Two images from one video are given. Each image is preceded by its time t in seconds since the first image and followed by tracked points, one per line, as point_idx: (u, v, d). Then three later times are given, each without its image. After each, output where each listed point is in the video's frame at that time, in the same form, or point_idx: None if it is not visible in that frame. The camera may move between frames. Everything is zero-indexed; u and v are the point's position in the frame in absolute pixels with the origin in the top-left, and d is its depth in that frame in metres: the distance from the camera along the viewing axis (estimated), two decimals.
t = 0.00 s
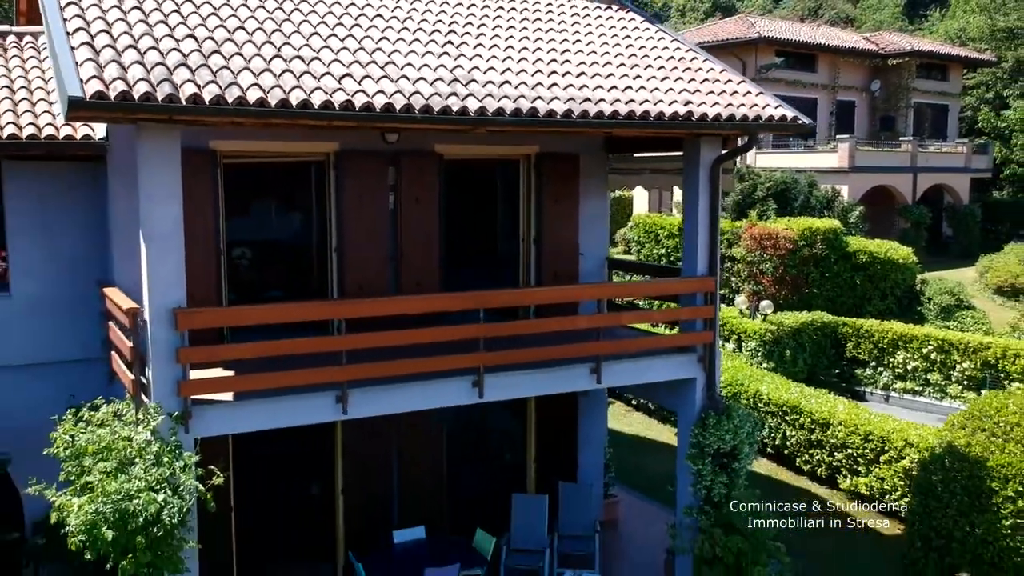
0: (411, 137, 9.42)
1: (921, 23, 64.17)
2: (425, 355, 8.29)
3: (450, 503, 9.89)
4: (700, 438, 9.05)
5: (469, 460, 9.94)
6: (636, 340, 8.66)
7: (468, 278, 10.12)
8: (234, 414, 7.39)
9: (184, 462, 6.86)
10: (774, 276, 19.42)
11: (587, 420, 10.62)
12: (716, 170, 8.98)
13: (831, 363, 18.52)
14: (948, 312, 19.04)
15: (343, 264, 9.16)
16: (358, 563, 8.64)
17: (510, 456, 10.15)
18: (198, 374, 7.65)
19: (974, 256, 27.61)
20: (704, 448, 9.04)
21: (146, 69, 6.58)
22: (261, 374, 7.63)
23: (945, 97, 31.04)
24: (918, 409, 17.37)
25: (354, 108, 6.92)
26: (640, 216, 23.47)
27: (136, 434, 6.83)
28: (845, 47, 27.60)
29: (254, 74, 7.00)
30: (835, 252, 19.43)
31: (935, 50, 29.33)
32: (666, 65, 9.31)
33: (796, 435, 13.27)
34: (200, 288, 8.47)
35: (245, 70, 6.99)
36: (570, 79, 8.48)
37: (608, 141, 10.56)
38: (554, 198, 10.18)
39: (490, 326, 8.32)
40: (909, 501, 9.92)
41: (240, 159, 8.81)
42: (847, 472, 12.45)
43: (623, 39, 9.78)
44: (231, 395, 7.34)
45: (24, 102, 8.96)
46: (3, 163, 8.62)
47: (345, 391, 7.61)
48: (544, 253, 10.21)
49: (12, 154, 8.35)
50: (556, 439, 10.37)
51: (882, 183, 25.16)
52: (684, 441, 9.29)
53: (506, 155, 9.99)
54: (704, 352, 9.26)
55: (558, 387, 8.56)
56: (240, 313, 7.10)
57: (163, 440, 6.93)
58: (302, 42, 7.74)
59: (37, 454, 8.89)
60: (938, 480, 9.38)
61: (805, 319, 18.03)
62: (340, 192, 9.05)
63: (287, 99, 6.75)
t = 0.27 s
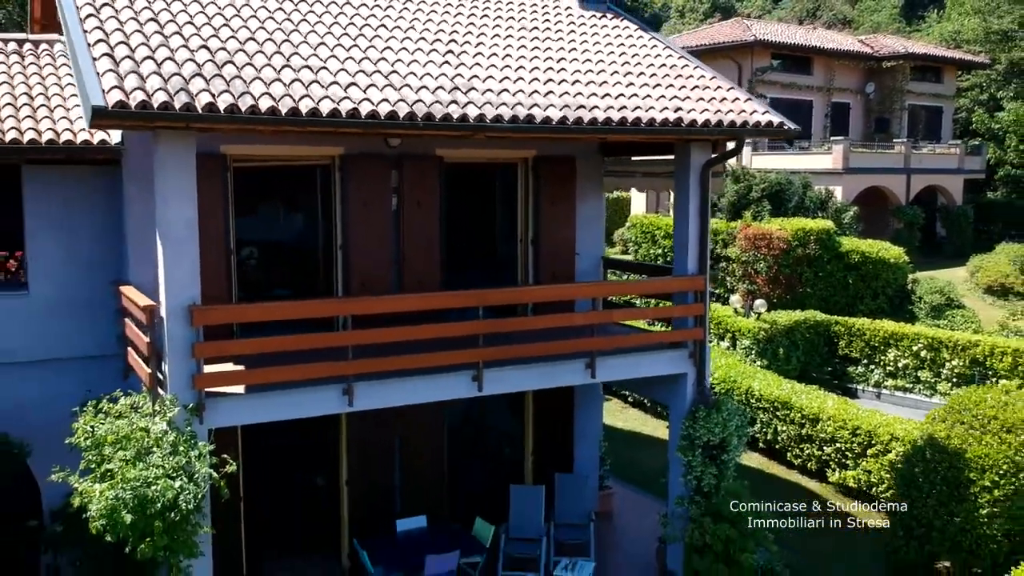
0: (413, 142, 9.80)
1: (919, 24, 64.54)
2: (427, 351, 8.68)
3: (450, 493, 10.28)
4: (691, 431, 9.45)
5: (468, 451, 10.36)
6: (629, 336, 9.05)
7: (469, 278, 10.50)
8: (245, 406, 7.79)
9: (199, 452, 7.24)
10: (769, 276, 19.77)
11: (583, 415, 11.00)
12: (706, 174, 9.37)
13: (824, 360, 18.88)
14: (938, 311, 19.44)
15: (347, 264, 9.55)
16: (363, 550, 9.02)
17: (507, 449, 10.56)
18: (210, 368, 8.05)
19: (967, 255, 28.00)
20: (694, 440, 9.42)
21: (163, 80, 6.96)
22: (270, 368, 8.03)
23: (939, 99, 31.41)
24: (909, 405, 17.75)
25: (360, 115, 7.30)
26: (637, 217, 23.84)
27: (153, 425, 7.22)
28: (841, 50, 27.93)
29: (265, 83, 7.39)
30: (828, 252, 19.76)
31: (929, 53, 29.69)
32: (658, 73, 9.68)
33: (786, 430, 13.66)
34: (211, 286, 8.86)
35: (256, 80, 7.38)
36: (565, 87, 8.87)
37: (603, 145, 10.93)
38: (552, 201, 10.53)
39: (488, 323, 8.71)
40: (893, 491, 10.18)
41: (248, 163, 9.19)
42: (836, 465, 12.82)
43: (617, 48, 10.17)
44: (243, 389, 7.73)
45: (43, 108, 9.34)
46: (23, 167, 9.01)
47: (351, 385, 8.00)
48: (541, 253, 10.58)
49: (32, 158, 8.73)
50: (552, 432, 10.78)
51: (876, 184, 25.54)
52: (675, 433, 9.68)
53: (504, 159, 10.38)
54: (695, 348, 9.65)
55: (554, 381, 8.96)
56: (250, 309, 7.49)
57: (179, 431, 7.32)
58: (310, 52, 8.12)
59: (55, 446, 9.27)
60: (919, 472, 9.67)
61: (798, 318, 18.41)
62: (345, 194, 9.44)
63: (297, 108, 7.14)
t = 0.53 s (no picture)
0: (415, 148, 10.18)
1: (916, 26, 64.89)
2: (429, 349, 9.07)
3: (450, 487, 10.67)
4: (682, 426, 9.83)
5: (468, 446, 10.75)
6: (622, 335, 9.44)
7: (469, 279, 10.88)
8: (256, 401, 8.18)
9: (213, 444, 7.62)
10: (763, 276, 20.16)
11: (579, 411, 11.38)
12: (697, 179, 9.76)
13: (816, 360, 19.32)
14: (929, 310, 19.80)
15: (352, 266, 9.94)
16: (367, 540, 9.39)
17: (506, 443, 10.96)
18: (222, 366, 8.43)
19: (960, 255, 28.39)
20: (685, 435, 9.81)
21: (180, 91, 7.35)
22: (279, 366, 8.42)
23: (933, 102, 31.78)
24: (900, 404, 18.12)
25: (366, 125, 7.69)
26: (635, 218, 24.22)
27: (169, 419, 7.61)
28: (836, 53, 28.29)
29: (276, 95, 7.78)
30: (821, 253, 20.18)
31: (923, 56, 30.05)
32: (651, 82, 10.06)
33: (778, 427, 14.02)
34: (222, 287, 9.26)
35: (267, 91, 7.77)
36: (562, 96, 9.25)
37: (598, 151, 11.30)
38: (549, 204, 10.91)
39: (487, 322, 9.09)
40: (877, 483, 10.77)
41: (257, 169, 9.57)
42: (825, 461, 13.16)
43: (612, 57, 10.55)
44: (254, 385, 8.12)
45: (60, 116, 9.73)
46: (41, 174, 9.39)
47: (356, 381, 8.39)
48: (539, 255, 10.98)
49: (51, 164, 9.11)
50: (548, 427, 11.17)
51: (870, 185, 25.93)
52: (668, 429, 10.07)
53: (503, 164, 10.76)
54: (686, 347, 10.04)
55: (550, 378, 9.34)
56: (261, 309, 7.88)
57: (193, 425, 7.70)
58: (318, 63, 8.51)
59: (71, 441, 9.66)
60: (902, 465, 10.18)
61: (791, 317, 18.79)
62: (349, 198, 9.83)
63: (306, 118, 7.53)
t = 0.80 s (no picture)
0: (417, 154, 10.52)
1: (914, 27, 65.20)
2: (431, 349, 9.41)
3: (452, 482, 11.01)
4: (676, 423, 10.17)
5: (468, 443, 11.10)
6: (617, 335, 9.78)
7: (469, 281, 11.22)
8: (265, 399, 8.53)
9: (225, 440, 7.97)
10: (759, 278, 20.50)
11: (577, 410, 11.72)
12: (690, 185, 10.10)
13: (811, 359, 19.70)
14: (922, 311, 20.12)
15: (356, 268, 10.29)
16: (372, 533, 9.74)
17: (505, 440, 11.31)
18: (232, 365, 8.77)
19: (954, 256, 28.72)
20: (679, 432, 10.14)
21: (194, 103, 7.71)
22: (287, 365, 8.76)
23: (929, 104, 32.11)
24: (893, 403, 18.44)
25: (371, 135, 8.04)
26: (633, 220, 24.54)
27: (183, 416, 7.95)
28: (832, 57, 28.60)
29: (285, 105, 8.13)
30: (816, 254, 20.60)
31: (918, 60, 30.38)
32: (646, 91, 10.41)
33: (771, 425, 14.35)
34: (231, 288, 9.63)
35: (277, 103, 8.12)
36: (559, 105, 9.60)
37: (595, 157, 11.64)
38: (547, 208, 11.25)
39: (487, 323, 9.43)
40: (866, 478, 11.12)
41: (264, 174, 9.91)
42: (817, 458, 13.46)
43: (608, 66, 10.90)
44: (263, 383, 8.46)
45: (75, 124, 10.08)
46: (56, 180, 9.74)
47: (362, 380, 8.74)
48: (538, 257, 11.32)
49: (68, 171, 9.46)
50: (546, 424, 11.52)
51: (865, 188, 26.26)
52: (662, 426, 10.41)
53: (503, 170, 11.09)
54: (680, 347, 10.38)
55: (548, 377, 9.69)
56: (270, 310, 8.23)
57: (206, 421, 8.04)
58: (325, 75, 8.87)
59: (85, 438, 9.99)
60: (889, 462, 10.54)
61: (786, 318, 19.12)
62: (354, 203, 10.18)
63: (314, 128, 7.88)
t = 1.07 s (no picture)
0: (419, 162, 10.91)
1: (912, 30, 65.63)
2: (433, 350, 9.80)
3: (453, 479, 11.41)
4: (669, 422, 10.56)
5: (468, 441, 11.50)
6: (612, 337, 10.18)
7: (469, 284, 11.61)
8: (274, 398, 8.93)
9: (236, 437, 8.36)
10: (753, 279, 20.90)
11: (574, 409, 12.11)
12: (682, 192, 10.50)
13: (804, 359, 20.07)
14: (913, 312, 20.51)
15: (360, 272, 10.68)
16: (376, 527, 10.12)
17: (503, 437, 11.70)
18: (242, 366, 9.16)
19: (948, 258, 29.09)
20: (672, 430, 10.53)
21: (208, 116, 8.13)
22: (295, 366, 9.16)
23: (923, 108, 32.50)
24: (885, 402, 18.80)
25: (376, 146, 8.44)
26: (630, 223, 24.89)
27: (196, 414, 8.35)
28: (827, 62, 28.97)
29: (294, 118, 8.54)
30: (809, 257, 21.11)
31: (913, 64, 30.75)
32: (640, 101, 10.80)
33: (764, 424, 14.72)
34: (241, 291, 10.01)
35: (286, 116, 8.53)
36: (556, 115, 10.00)
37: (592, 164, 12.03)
38: (545, 214, 11.63)
39: (487, 325, 9.83)
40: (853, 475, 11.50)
41: (272, 182, 10.30)
42: (807, 456, 13.84)
43: (604, 77, 11.30)
44: (272, 383, 8.86)
45: (90, 134, 10.48)
46: (73, 188, 10.14)
47: (367, 380, 9.15)
48: (536, 261, 11.70)
49: (84, 180, 9.86)
50: (544, 423, 11.91)
51: (859, 191, 26.66)
52: (655, 424, 10.80)
53: (502, 177, 11.48)
54: (672, 348, 10.78)
55: (545, 377, 10.08)
56: (279, 314, 8.63)
57: (218, 419, 8.44)
58: (331, 88, 9.28)
59: (100, 436, 10.38)
60: (874, 459, 10.95)
61: (780, 319, 19.49)
62: (358, 209, 10.56)
63: (322, 140, 8.28)
